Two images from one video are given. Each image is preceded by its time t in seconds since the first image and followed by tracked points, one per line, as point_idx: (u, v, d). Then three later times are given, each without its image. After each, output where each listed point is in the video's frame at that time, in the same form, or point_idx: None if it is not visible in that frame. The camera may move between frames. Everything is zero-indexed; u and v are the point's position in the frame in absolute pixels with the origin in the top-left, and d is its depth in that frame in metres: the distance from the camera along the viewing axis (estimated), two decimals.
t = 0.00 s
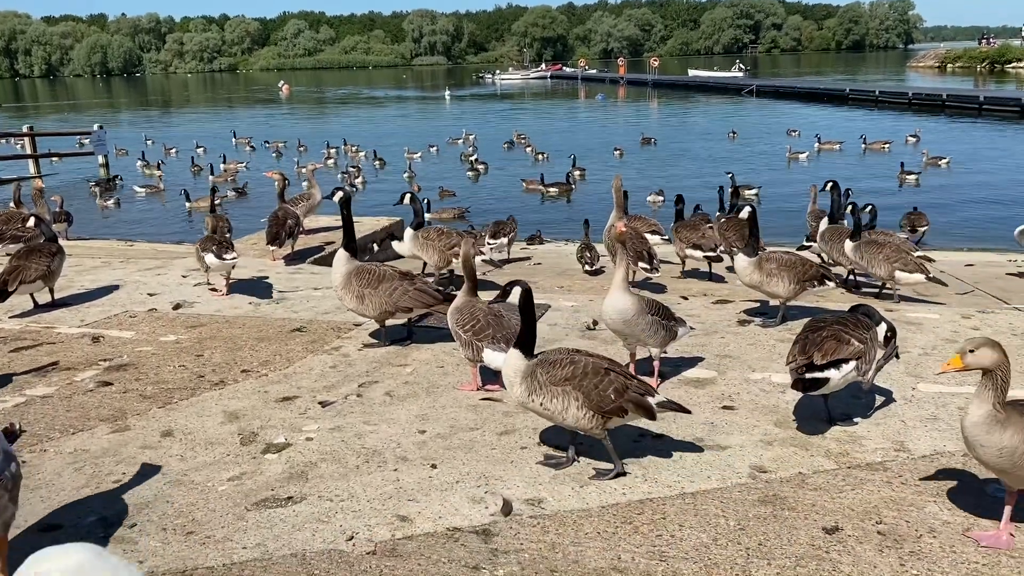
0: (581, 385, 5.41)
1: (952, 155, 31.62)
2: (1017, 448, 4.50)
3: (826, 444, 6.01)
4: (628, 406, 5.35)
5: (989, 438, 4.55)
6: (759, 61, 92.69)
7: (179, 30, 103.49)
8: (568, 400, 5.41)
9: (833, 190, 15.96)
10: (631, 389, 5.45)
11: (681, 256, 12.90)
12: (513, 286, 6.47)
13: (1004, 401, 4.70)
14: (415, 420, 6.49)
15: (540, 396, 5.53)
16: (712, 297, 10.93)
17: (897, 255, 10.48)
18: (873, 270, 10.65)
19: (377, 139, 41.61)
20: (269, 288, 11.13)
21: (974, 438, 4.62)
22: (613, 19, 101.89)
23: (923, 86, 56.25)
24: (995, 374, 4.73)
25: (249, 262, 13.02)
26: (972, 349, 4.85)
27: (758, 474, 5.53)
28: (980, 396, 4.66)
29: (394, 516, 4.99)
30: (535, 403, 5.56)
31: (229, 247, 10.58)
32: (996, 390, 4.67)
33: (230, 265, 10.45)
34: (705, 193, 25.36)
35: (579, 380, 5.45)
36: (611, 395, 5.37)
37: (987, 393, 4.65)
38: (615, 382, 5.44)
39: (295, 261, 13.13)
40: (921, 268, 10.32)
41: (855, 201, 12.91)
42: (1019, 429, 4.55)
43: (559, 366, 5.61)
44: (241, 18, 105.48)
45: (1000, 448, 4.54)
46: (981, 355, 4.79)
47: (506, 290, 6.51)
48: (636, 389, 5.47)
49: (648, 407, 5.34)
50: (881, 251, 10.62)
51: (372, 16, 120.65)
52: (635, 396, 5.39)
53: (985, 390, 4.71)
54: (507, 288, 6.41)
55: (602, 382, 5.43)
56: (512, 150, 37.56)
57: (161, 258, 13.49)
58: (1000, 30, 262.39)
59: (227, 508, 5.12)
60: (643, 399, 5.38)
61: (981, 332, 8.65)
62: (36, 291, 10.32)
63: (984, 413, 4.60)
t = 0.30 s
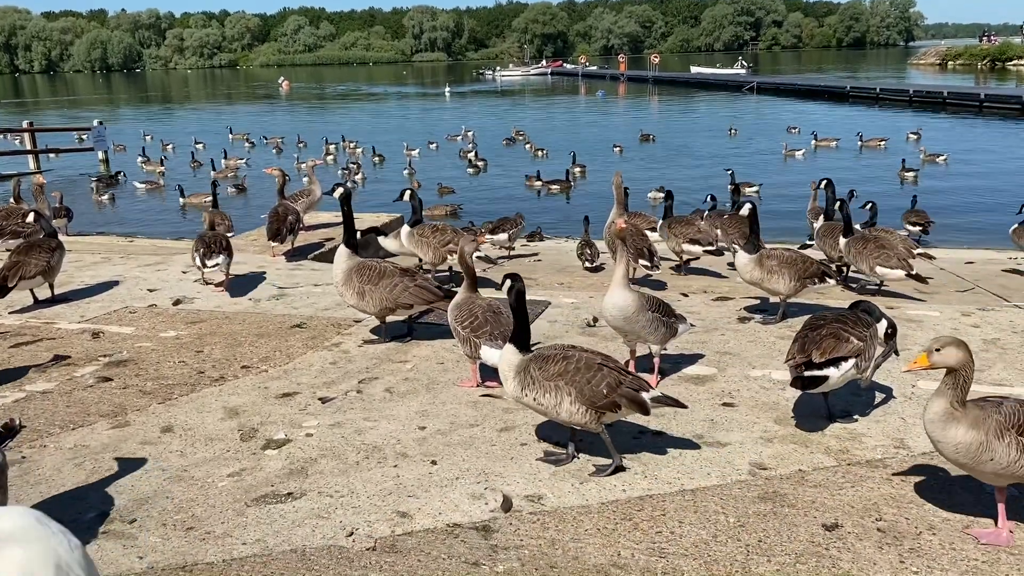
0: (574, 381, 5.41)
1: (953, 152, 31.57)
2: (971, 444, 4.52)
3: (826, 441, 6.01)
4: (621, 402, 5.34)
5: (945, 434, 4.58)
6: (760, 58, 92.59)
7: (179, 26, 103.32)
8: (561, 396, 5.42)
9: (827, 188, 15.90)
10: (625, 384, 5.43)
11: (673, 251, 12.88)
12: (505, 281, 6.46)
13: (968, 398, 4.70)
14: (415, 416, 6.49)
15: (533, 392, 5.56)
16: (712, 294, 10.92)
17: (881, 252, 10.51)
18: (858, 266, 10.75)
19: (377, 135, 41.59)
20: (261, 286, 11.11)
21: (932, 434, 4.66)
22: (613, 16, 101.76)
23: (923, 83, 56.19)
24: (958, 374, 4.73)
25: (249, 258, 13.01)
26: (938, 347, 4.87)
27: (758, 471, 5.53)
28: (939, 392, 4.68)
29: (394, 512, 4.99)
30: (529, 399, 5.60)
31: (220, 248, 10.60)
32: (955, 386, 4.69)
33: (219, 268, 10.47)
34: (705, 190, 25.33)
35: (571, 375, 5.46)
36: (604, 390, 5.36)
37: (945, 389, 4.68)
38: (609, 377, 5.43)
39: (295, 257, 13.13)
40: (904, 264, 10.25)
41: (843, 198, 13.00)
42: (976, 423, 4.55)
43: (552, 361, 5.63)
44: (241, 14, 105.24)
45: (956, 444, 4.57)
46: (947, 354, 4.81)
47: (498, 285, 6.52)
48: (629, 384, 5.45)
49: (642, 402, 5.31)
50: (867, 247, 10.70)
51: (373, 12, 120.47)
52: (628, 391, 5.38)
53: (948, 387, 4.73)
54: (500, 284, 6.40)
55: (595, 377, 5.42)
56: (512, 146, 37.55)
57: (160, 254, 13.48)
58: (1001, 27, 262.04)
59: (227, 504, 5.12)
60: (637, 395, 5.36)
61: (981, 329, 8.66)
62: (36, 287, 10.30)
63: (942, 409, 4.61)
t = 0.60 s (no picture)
0: (569, 376, 5.42)
1: (954, 150, 31.50)
2: (943, 438, 4.53)
3: (826, 438, 6.02)
4: (617, 399, 5.32)
5: (921, 423, 4.61)
6: (761, 56, 92.47)
7: (179, 22, 103.29)
8: (557, 391, 5.42)
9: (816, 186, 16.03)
10: (621, 381, 5.41)
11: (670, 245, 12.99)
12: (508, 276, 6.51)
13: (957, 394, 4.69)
14: (415, 413, 6.49)
15: (530, 386, 5.60)
16: (713, 291, 10.91)
17: (860, 249, 10.55)
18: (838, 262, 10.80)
19: (377, 132, 41.58)
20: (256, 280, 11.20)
21: (911, 421, 4.68)
22: (614, 13, 101.67)
23: (923, 81, 56.13)
24: (954, 368, 4.75)
25: (249, 254, 13.00)
26: (935, 342, 4.88)
27: (758, 468, 5.53)
28: (931, 381, 4.69)
29: (394, 508, 5.00)
30: (527, 393, 5.64)
31: (216, 237, 10.84)
32: (948, 378, 4.69)
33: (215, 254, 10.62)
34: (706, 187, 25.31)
35: (567, 370, 5.46)
36: (599, 387, 5.34)
37: (937, 379, 4.69)
38: (605, 373, 5.41)
39: (295, 254, 13.11)
40: (881, 262, 10.25)
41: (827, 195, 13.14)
42: (954, 419, 4.55)
43: (550, 356, 5.65)
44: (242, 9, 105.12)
45: (929, 435, 4.58)
46: (944, 349, 4.82)
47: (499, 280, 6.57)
48: (627, 381, 5.42)
49: (638, 399, 5.29)
50: (846, 244, 10.77)
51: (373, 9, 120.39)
52: (625, 388, 5.35)
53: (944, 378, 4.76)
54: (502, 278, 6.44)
55: (591, 373, 5.42)
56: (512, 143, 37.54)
57: (161, 250, 13.48)
58: (1002, 25, 261.50)
59: (227, 499, 5.13)
60: (633, 393, 5.33)
61: (981, 327, 8.65)
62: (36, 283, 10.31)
63: (926, 397, 4.62)
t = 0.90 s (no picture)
0: (567, 371, 5.42)
1: (956, 148, 31.40)
2: (925, 441, 4.52)
3: (827, 434, 6.02)
4: (614, 396, 5.32)
5: (903, 424, 4.58)
6: (763, 53, 92.33)
7: (181, 18, 103.30)
8: (555, 386, 5.44)
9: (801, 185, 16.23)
10: (620, 378, 5.39)
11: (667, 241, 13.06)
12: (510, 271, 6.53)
13: (939, 394, 4.68)
14: (417, 409, 6.50)
15: (530, 380, 5.61)
16: (714, 288, 10.90)
17: (853, 245, 10.64)
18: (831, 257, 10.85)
19: (378, 128, 41.56)
20: (256, 274, 11.27)
21: (894, 421, 4.66)
22: (615, 9, 101.44)
23: (926, 78, 55.99)
24: (937, 360, 4.76)
25: (251, 250, 13.01)
26: (921, 330, 4.87)
27: (759, 465, 5.53)
28: (913, 380, 4.66)
29: (395, 504, 5.00)
30: (526, 388, 5.66)
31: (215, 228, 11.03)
32: (928, 375, 4.68)
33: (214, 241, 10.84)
34: (707, 184, 25.26)
35: (565, 366, 5.46)
36: (598, 383, 5.34)
37: (920, 378, 4.65)
38: (604, 370, 5.40)
39: (296, 250, 13.12)
40: (875, 257, 10.40)
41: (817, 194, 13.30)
42: (937, 422, 4.54)
43: (550, 351, 5.65)
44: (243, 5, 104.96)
45: (911, 437, 4.57)
46: (929, 338, 4.82)
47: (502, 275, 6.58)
48: (625, 379, 5.40)
49: (635, 397, 5.28)
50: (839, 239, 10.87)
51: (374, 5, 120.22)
52: (623, 385, 5.34)
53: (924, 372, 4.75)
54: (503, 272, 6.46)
55: (590, 368, 5.41)
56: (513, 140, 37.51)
57: (162, 246, 13.48)
58: (1005, 22, 260.78)
59: (228, 496, 5.13)
60: (631, 391, 5.32)
61: (983, 325, 8.64)
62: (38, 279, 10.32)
63: (910, 398, 4.59)
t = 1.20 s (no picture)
0: (568, 368, 5.42)
1: (958, 145, 31.32)
2: (923, 439, 4.52)
3: (829, 431, 6.02)
4: (614, 395, 5.31)
5: (903, 421, 4.59)
6: (765, 49, 92.17)
7: (182, 15, 103.28)
8: (556, 382, 5.45)
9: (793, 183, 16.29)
10: (620, 377, 5.38)
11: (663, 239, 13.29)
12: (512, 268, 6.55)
13: (937, 390, 4.68)
14: (418, 406, 6.50)
15: (531, 376, 5.63)
16: (716, 285, 10.89)
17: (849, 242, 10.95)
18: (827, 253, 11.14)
19: (380, 125, 41.57)
20: (259, 271, 11.28)
21: (894, 418, 4.66)
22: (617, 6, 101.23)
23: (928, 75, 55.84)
24: (929, 349, 4.77)
25: (253, 247, 13.02)
26: (915, 318, 4.86)
27: (761, 462, 5.53)
28: (911, 374, 4.68)
29: (397, 501, 5.00)
30: (526, 383, 5.67)
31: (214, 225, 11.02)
32: (924, 364, 4.70)
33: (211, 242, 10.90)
34: (708, 181, 25.23)
35: (567, 363, 5.47)
36: (598, 381, 5.34)
37: (917, 371, 4.68)
38: (604, 368, 5.40)
39: (299, 247, 13.14)
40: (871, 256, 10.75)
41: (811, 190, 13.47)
42: (937, 423, 4.53)
43: (552, 348, 5.67)
44: (244, 2, 104.72)
45: (909, 434, 4.57)
46: (923, 326, 4.82)
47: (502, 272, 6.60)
48: (626, 378, 5.38)
49: (636, 397, 5.25)
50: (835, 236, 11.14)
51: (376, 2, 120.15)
52: (623, 385, 5.32)
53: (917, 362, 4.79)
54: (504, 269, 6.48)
55: (591, 366, 5.41)
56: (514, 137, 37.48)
57: (163, 243, 13.49)
58: (1007, 20, 259.99)
59: (231, 492, 5.14)
60: (631, 390, 5.29)
61: (984, 322, 8.63)
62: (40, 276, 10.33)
63: (911, 395, 4.60)
